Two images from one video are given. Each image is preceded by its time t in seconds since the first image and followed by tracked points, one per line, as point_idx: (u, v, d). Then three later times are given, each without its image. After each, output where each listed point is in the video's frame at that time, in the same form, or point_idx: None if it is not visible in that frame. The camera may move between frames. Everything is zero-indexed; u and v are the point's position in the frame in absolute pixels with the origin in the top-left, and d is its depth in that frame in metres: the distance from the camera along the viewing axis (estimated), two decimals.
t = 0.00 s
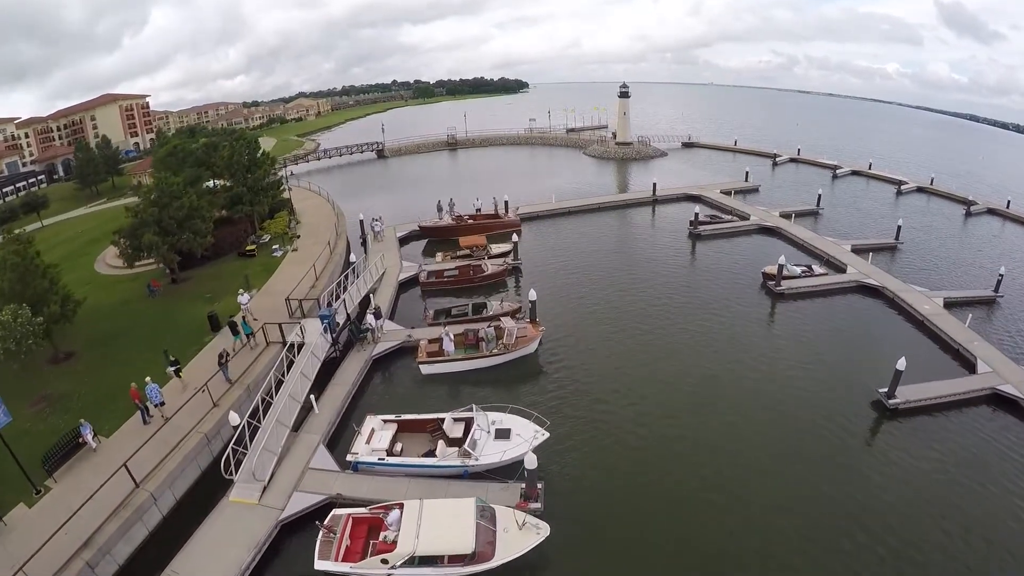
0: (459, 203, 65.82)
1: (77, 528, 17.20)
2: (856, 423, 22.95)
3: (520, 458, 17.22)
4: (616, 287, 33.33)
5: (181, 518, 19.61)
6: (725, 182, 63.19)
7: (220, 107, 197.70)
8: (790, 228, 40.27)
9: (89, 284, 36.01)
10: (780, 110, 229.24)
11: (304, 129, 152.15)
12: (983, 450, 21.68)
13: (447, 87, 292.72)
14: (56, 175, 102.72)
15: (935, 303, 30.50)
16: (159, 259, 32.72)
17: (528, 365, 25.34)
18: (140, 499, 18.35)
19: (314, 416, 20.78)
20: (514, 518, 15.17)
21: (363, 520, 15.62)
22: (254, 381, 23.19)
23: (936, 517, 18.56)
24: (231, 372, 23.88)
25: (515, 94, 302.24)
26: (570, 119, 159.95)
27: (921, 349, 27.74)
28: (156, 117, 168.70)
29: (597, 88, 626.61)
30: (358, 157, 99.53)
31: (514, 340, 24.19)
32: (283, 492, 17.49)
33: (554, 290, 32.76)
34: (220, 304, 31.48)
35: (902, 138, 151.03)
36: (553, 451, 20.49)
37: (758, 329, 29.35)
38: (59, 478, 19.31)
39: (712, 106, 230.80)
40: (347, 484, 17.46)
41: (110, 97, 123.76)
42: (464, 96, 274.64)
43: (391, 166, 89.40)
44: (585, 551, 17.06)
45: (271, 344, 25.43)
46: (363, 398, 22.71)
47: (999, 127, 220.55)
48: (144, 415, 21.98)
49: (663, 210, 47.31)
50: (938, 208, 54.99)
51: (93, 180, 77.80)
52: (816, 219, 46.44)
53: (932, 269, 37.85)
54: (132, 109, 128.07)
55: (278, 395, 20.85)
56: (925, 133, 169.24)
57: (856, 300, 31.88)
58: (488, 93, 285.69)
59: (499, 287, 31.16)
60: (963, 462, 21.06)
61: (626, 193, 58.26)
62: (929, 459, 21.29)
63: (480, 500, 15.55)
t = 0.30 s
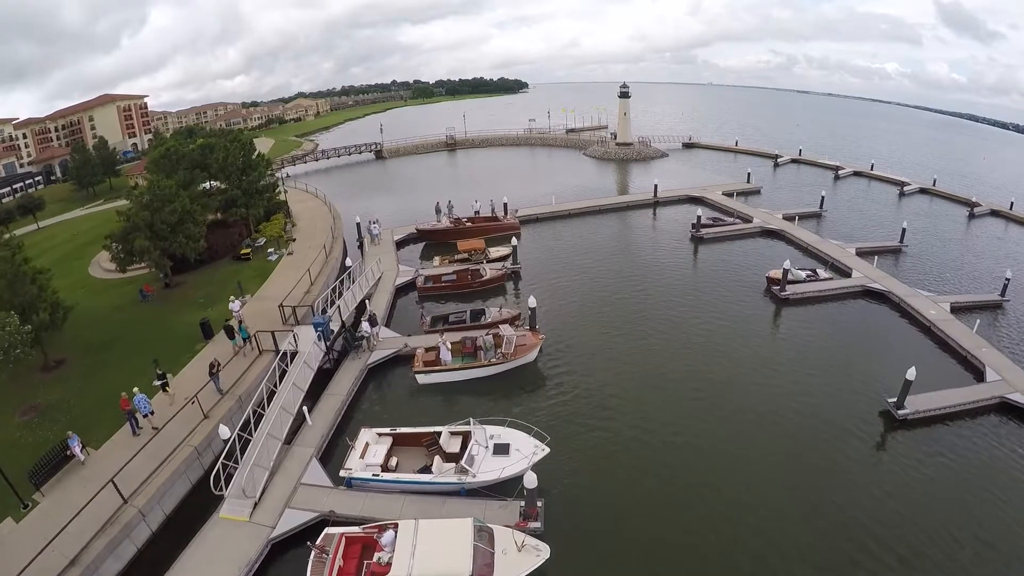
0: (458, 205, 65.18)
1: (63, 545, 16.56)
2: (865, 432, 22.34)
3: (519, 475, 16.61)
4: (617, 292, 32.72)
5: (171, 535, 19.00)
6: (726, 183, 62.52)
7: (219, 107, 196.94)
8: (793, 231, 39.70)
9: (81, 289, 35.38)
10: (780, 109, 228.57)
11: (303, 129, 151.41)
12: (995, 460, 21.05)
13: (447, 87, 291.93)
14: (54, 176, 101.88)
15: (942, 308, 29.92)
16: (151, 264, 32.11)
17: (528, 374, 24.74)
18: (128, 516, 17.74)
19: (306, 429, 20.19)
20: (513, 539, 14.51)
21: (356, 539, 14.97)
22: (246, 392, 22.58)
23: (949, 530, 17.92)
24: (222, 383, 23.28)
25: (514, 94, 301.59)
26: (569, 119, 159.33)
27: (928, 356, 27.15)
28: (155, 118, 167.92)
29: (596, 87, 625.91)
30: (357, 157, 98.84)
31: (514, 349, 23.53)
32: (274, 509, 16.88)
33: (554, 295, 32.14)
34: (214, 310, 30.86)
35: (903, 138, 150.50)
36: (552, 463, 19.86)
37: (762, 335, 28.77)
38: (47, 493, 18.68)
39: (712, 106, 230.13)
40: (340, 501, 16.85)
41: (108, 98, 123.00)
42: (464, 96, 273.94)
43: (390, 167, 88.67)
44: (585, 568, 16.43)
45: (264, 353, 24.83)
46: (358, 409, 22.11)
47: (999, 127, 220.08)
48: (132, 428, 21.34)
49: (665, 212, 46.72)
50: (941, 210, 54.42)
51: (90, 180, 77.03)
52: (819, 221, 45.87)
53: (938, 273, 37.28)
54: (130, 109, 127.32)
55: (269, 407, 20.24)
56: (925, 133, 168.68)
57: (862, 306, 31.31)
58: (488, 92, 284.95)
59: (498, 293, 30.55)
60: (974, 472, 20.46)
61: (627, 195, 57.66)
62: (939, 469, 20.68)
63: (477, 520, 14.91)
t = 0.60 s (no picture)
0: (456, 206, 64.52)
1: (47, 564, 15.92)
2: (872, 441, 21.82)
3: (517, 493, 16.01)
4: (618, 296, 32.16)
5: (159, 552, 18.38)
6: (727, 184, 61.96)
7: (218, 107, 195.96)
8: (797, 233, 39.15)
9: (73, 294, 34.73)
10: (779, 109, 227.96)
11: (301, 129, 150.51)
12: (1007, 471, 20.47)
13: (445, 87, 290.92)
14: (51, 177, 100.89)
15: (948, 313, 29.38)
16: (143, 269, 31.48)
17: (527, 382, 24.16)
18: (115, 533, 17.12)
19: (299, 441, 19.61)
20: (511, 561, 13.86)
21: (349, 559, 14.31)
22: (237, 403, 21.99)
23: (962, 547, 17.35)
24: (213, 393, 22.68)
25: (513, 93, 300.87)
26: (568, 119, 158.60)
27: (935, 363, 26.60)
28: (152, 118, 166.96)
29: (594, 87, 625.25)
30: (355, 158, 98.08)
31: (512, 358, 22.88)
32: (264, 525, 16.28)
33: (554, 300, 31.54)
34: (207, 316, 30.25)
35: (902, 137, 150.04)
36: (550, 476, 19.32)
37: (767, 340, 28.21)
38: (33, 507, 18.04)
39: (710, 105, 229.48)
40: (333, 519, 16.25)
41: (105, 98, 122.26)
42: (462, 96, 273.18)
43: (388, 168, 87.95)
44: None
45: (256, 361, 24.24)
46: (352, 419, 21.55)
47: (997, 126, 220.02)
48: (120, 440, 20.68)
49: (666, 213, 46.15)
50: (944, 211, 53.90)
51: (86, 181, 76.23)
52: (822, 223, 45.32)
53: (942, 276, 36.75)
54: (127, 109, 126.43)
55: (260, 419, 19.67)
56: (924, 133, 168.24)
57: (867, 311, 30.79)
58: (486, 92, 284.11)
59: (496, 298, 29.94)
60: (985, 483, 19.93)
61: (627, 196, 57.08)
62: (948, 480, 20.17)
63: (474, 541, 14.25)
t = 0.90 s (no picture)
0: (454, 207, 63.88)
1: None
2: (880, 448, 21.28)
3: (515, 513, 15.39)
4: (617, 301, 31.60)
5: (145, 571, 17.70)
6: (726, 185, 61.40)
7: (215, 107, 195.11)
8: (798, 236, 38.65)
9: (62, 300, 34.02)
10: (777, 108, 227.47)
11: (298, 129, 149.59)
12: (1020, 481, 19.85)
13: (443, 87, 290.13)
14: (46, 178, 99.86)
15: (953, 318, 28.85)
16: (133, 275, 30.82)
17: (525, 392, 23.55)
18: (101, 552, 16.44)
19: (290, 456, 19.02)
20: None
21: None
22: (226, 415, 21.39)
23: (977, 561, 16.71)
24: (201, 405, 22.05)
25: (511, 94, 300.30)
26: (567, 119, 158.01)
27: (941, 369, 26.07)
28: (148, 119, 166.00)
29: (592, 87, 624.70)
30: (351, 159, 97.35)
31: (510, 368, 22.23)
32: (254, 545, 15.66)
33: (552, 305, 30.95)
34: (199, 323, 29.59)
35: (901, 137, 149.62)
36: (549, 485, 18.78)
37: (770, 346, 27.67)
38: (19, 524, 17.37)
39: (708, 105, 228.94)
40: (324, 538, 15.62)
41: (102, 99, 121.54)
42: (460, 96, 272.51)
43: (385, 169, 87.28)
44: None
45: (247, 371, 23.62)
46: (346, 431, 20.95)
47: (995, 126, 219.88)
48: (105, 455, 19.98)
49: (666, 215, 45.62)
50: (945, 212, 53.43)
51: (81, 183, 75.37)
52: (823, 225, 44.82)
53: (946, 279, 36.24)
54: (124, 110, 125.68)
55: (250, 433, 19.06)
56: (922, 132, 168.13)
57: (871, 316, 30.26)
58: (484, 92, 283.36)
59: (494, 303, 29.34)
60: (998, 492, 19.35)
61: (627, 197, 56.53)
62: (957, 486, 19.68)
63: (470, 564, 13.53)
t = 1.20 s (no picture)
0: (451, 209, 63.19)
1: None
2: (885, 452, 20.99)
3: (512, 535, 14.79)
4: (617, 305, 31.02)
5: None
6: (726, 186, 60.92)
7: (211, 108, 193.91)
8: (800, 238, 38.16)
9: (51, 306, 33.29)
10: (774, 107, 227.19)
11: (294, 130, 148.55)
12: None
13: (440, 87, 289.12)
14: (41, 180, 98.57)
15: (958, 322, 28.36)
16: (123, 281, 30.12)
17: (523, 402, 22.95)
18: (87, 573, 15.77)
19: (280, 470, 18.40)
20: None
21: None
22: (216, 428, 20.75)
23: None
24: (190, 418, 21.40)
25: (508, 94, 299.66)
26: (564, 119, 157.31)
27: (946, 375, 25.66)
28: (144, 120, 164.86)
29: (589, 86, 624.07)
30: (347, 159, 96.51)
31: (507, 379, 21.60)
32: (243, 565, 15.04)
33: (551, 309, 30.33)
34: (190, 330, 28.92)
35: (899, 136, 149.40)
36: (548, 499, 18.20)
37: (773, 352, 27.13)
38: (4, 542, 16.68)
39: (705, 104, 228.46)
40: (315, 559, 15.00)
41: (97, 100, 120.61)
42: (457, 96, 271.63)
43: (381, 170, 86.52)
44: None
45: (237, 382, 22.97)
46: (339, 443, 20.34)
47: (992, 124, 219.97)
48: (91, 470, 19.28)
49: (665, 217, 45.06)
50: (945, 213, 53.03)
51: (75, 184, 74.51)
52: (824, 226, 44.34)
53: (949, 281, 35.76)
54: (119, 111, 124.78)
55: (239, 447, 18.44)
56: (919, 131, 168.12)
57: (874, 320, 29.77)
58: (481, 92, 282.47)
59: (491, 309, 28.72)
60: (1010, 503, 18.83)
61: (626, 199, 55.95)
62: (965, 493, 19.29)
63: None
